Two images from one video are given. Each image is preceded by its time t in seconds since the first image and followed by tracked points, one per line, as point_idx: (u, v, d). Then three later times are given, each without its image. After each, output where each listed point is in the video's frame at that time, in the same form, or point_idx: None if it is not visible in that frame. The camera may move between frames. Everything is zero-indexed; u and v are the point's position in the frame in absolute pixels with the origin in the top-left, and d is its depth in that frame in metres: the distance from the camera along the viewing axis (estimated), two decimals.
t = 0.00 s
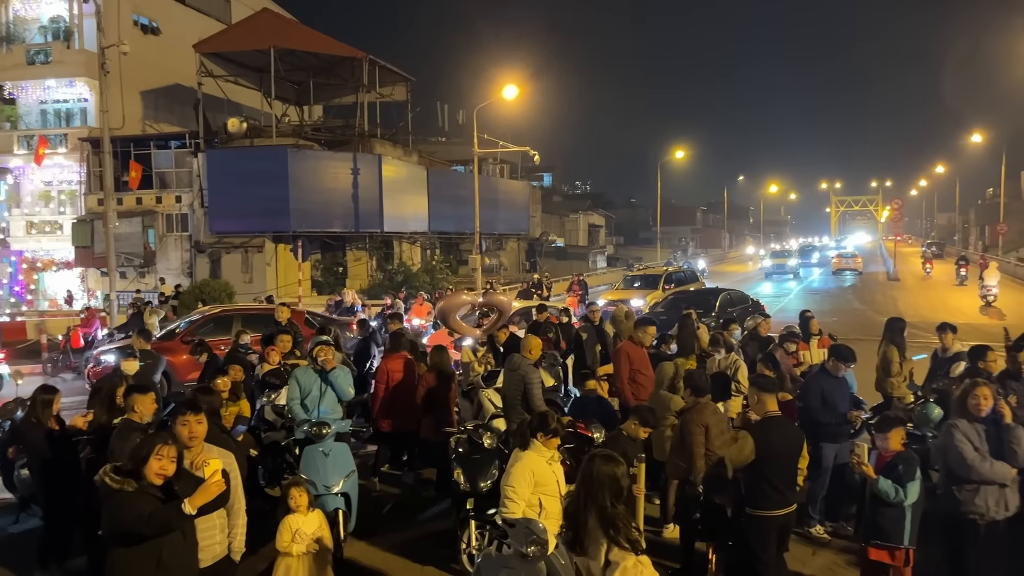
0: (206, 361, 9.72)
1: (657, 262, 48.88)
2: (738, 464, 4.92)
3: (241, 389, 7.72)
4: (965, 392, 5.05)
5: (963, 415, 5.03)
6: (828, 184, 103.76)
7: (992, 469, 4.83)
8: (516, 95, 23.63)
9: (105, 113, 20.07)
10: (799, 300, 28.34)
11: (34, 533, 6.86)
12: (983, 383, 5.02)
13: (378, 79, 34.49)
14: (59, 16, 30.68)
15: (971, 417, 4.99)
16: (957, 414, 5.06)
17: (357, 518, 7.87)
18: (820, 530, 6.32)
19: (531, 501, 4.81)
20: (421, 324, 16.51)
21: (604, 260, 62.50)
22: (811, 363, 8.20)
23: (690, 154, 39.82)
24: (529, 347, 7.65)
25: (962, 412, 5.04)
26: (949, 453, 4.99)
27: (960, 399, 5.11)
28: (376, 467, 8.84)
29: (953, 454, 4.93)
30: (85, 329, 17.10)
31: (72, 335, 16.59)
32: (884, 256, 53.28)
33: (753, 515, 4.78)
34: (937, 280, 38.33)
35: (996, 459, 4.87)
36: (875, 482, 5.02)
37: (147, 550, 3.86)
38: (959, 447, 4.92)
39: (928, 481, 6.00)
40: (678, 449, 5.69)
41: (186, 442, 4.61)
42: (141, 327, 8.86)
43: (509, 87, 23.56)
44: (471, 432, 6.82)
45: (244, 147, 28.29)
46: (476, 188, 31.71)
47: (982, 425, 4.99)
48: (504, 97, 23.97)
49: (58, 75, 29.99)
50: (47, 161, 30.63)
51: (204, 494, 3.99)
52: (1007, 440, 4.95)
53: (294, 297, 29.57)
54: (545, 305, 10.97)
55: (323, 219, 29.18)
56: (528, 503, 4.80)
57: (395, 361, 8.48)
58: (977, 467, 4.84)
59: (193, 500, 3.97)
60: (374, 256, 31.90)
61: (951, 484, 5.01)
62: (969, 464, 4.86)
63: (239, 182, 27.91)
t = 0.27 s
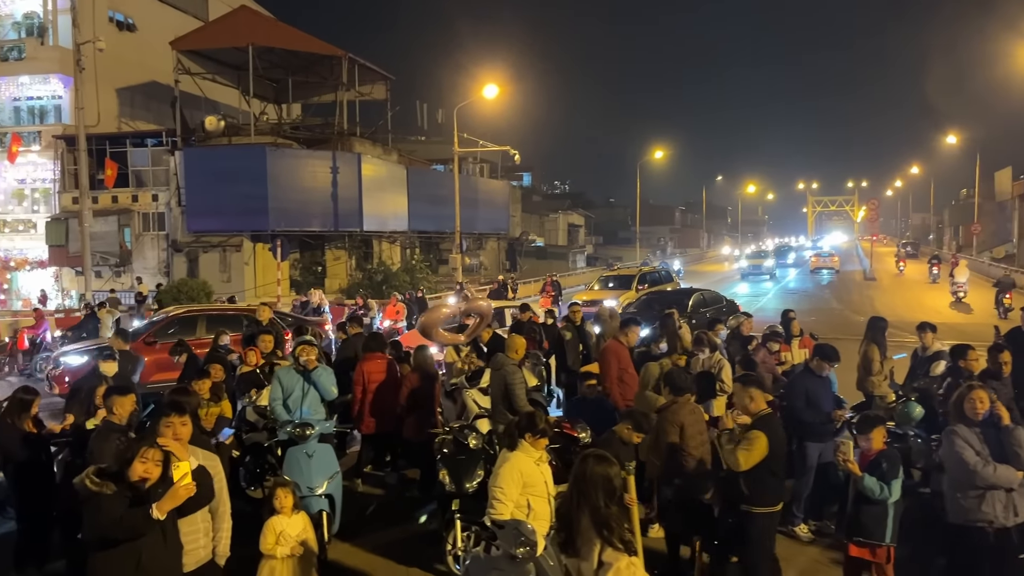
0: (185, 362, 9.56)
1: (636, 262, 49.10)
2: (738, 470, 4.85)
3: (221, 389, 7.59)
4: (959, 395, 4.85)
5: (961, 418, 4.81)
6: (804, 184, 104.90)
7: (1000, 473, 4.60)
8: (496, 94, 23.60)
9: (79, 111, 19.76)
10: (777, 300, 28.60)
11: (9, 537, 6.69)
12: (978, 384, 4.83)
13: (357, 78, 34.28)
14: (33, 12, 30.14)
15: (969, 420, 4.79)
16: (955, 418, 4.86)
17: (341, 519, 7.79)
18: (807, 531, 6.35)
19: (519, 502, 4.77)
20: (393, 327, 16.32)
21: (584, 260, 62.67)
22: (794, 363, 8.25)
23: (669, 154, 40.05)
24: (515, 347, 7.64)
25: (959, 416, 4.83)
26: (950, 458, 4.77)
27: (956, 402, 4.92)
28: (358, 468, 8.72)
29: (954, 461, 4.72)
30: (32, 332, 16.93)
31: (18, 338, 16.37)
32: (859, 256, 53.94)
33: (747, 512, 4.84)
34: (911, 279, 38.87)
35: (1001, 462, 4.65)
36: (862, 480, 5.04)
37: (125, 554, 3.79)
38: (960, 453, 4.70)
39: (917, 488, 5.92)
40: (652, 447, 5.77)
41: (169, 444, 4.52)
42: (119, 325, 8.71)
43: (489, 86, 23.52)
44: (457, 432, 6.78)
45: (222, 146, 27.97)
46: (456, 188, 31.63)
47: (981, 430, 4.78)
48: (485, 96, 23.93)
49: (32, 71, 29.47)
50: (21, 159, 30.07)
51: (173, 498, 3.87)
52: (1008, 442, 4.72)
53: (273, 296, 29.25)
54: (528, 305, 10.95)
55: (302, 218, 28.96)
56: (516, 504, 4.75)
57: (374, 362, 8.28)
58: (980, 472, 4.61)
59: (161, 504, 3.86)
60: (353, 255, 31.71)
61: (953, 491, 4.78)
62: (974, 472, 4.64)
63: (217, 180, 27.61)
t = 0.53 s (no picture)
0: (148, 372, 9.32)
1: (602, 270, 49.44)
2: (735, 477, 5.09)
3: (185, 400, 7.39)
4: (949, 406, 4.77)
5: (949, 430, 4.75)
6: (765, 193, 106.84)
7: (987, 486, 4.55)
8: (463, 103, 23.62)
9: (36, 116, 19.09)
10: (740, 307, 29.06)
11: None
12: (967, 395, 4.75)
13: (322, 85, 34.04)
14: None
15: (959, 433, 4.71)
16: (943, 428, 4.79)
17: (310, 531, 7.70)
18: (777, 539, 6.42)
19: (495, 514, 4.76)
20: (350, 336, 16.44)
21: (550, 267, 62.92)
22: (762, 370, 8.37)
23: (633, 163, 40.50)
24: (492, 356, 7.58)
25: (948, 427, 4.76)
26: (937, 471, 4.73)
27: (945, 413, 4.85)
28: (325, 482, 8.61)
29: (941, 474, 4.68)
30: None
31: None
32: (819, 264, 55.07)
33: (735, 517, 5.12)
34: (869, 287, 39.78)
35: (987, 475, 4.61)
36: (832, 488, 5.19)
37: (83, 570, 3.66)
38: (946, 466, 4.66)
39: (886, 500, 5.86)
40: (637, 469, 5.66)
41: (137, 457, 4.39)
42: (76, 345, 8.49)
43: (456, 94, 23.53)
44: (429, 443, 7.09)
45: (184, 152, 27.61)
46: (422, 196, 31.52)
47: (973, 442, 4.69)
48: (451, 104, 23.93)
49: None
50: None
51: (109, 518, 3.71)
52: (996, 456, 4.65)
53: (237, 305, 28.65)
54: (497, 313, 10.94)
55: (266, 225, 28.61)
56: (492, 516, 4.76)
57: (346, 372, 8.03)
58: (965, 484, 4.58)
59: (98, 523, 3.70)
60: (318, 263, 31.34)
61: (941, 504, 4.75)
62: (961, 484, 4.59)
63: (180, 187, 27.19)
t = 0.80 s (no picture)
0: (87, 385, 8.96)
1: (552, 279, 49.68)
2: (708, 485, 5.18)
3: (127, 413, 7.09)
4: (924, 420, 4.70)
5: (922, 443, 4.72)
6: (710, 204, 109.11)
7: (961, 500, 4.56)
8: (413, 111, 23.54)
9: None
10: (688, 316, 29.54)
11: None
12: (941, 409, 4.69)
13: (269, 91, 33.51)
14: None
15: (933, 447, 4.67)
16: (917, 442, 4.74)
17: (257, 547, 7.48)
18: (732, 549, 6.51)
19: (450, 526, 4.71)
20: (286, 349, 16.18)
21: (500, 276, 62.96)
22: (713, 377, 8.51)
23: (582, 173, 40.94)
24: (458, 365, 7.61)
25: (922, 442, 4.71)
26: (910, 485, 4.71)
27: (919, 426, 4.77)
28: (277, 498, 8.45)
29: (916, 489, 4.65)
30: None
31: None
32: (763, 273, 56.37)
33: (697, 524, 5.21)
34: (810, 296, 40.89)
35: (960, 488, 4.62)
36: (783, 494, 5.82)
37: None
38: (920, 478, 4.64)
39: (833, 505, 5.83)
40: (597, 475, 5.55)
41: (79, 472, 4.30)
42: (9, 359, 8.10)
43: (406, 102, 23.44)
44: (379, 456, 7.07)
45: (126, 158, 26.91)
46: (371, 204, 31.21)
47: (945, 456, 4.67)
48: (401, 112, 23.81)
49: None
50: None
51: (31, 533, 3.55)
52: (970, 471, 4.63)
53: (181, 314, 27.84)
54: (449, 323, 10.89)
55: (210, 233, 27.96)
56: (446, 529, 4.70)
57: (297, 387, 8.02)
58: (940, 498, 4.57)
59: (21, 542, 3.55)
60: (265, 272, 30.74)
61: (913, 518, 4.73)
62: (934, 498, 4.58)
63: (124, 194, 26.54)
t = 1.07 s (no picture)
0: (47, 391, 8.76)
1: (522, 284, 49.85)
2: (690, 496, 5.13)
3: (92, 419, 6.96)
4: (915, 422, 4.76)
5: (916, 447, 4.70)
6: (678, 209, 110.37)
7: (952, 505, 4.52)
8: (383, 115, 23.54)
9: None
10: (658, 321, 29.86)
11: None
12: (933, 411, 4.78)
13: (237, 94, 33.22)
14: None
15: (925, 450, 4.68)
16: (908, 446, 4.76)
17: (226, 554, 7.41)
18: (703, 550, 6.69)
19: (420, 531, 4.75)
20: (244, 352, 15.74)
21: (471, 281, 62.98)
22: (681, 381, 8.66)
23: (552, 178, 41.17)
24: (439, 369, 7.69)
25: (913, 445, 4.73)
26: (901, 489, 4.65)
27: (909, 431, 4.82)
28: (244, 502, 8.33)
29: (908, 493, 4.59)
30: None
31: None
32: (730, 278, 57.18)
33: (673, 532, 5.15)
34: (776, 300, 41.60)
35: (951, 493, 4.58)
36: (751, 496, 5.49)
37: None
38: (913, 481, 4.58)
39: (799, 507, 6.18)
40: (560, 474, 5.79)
41: (42, 480, 4.22)
42: None
43: (376, 106, 23.38)
44: (352, 459, 6.61)
45: (90, 161, 26.45)
46: (340, 208, 31.01)
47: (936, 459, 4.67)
48: (371, 116, 23.78)
49: None
50: None
51: None
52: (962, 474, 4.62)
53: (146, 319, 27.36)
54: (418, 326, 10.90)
55: (177, 237, 27.60)
56: (417, 534, 4.73)
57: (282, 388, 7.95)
58: (934, 503, 4.50)
59: None
60: (232, 277, 30.37)
61: (903, 522, 4.68)
62: (927, 502, 4.52)
63: (87, 197, 26.06)
